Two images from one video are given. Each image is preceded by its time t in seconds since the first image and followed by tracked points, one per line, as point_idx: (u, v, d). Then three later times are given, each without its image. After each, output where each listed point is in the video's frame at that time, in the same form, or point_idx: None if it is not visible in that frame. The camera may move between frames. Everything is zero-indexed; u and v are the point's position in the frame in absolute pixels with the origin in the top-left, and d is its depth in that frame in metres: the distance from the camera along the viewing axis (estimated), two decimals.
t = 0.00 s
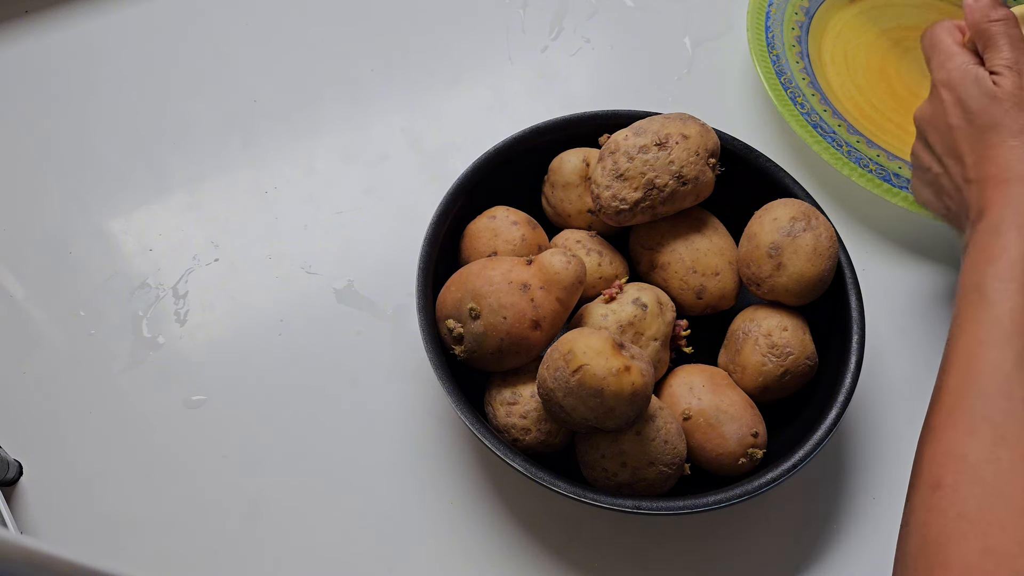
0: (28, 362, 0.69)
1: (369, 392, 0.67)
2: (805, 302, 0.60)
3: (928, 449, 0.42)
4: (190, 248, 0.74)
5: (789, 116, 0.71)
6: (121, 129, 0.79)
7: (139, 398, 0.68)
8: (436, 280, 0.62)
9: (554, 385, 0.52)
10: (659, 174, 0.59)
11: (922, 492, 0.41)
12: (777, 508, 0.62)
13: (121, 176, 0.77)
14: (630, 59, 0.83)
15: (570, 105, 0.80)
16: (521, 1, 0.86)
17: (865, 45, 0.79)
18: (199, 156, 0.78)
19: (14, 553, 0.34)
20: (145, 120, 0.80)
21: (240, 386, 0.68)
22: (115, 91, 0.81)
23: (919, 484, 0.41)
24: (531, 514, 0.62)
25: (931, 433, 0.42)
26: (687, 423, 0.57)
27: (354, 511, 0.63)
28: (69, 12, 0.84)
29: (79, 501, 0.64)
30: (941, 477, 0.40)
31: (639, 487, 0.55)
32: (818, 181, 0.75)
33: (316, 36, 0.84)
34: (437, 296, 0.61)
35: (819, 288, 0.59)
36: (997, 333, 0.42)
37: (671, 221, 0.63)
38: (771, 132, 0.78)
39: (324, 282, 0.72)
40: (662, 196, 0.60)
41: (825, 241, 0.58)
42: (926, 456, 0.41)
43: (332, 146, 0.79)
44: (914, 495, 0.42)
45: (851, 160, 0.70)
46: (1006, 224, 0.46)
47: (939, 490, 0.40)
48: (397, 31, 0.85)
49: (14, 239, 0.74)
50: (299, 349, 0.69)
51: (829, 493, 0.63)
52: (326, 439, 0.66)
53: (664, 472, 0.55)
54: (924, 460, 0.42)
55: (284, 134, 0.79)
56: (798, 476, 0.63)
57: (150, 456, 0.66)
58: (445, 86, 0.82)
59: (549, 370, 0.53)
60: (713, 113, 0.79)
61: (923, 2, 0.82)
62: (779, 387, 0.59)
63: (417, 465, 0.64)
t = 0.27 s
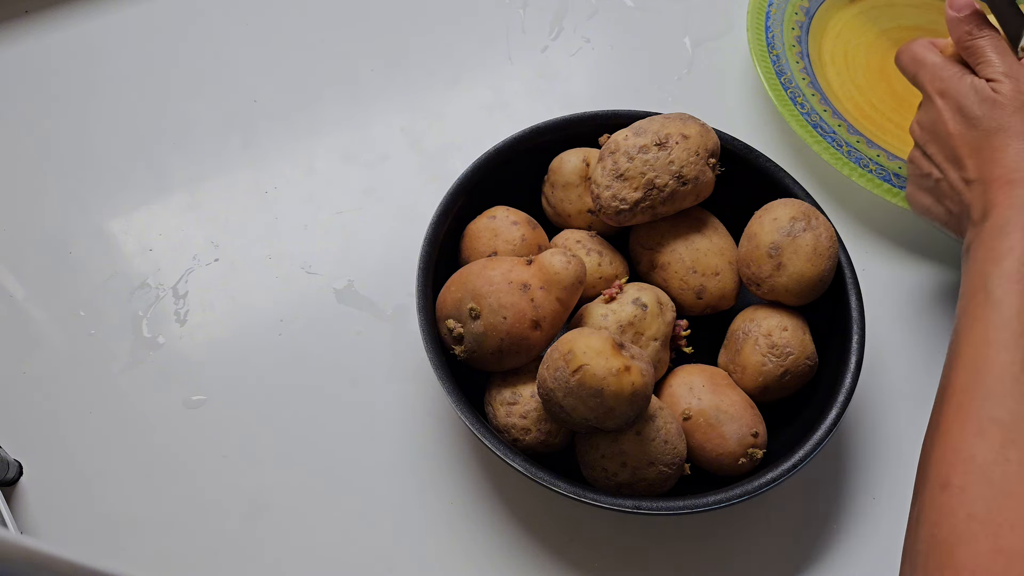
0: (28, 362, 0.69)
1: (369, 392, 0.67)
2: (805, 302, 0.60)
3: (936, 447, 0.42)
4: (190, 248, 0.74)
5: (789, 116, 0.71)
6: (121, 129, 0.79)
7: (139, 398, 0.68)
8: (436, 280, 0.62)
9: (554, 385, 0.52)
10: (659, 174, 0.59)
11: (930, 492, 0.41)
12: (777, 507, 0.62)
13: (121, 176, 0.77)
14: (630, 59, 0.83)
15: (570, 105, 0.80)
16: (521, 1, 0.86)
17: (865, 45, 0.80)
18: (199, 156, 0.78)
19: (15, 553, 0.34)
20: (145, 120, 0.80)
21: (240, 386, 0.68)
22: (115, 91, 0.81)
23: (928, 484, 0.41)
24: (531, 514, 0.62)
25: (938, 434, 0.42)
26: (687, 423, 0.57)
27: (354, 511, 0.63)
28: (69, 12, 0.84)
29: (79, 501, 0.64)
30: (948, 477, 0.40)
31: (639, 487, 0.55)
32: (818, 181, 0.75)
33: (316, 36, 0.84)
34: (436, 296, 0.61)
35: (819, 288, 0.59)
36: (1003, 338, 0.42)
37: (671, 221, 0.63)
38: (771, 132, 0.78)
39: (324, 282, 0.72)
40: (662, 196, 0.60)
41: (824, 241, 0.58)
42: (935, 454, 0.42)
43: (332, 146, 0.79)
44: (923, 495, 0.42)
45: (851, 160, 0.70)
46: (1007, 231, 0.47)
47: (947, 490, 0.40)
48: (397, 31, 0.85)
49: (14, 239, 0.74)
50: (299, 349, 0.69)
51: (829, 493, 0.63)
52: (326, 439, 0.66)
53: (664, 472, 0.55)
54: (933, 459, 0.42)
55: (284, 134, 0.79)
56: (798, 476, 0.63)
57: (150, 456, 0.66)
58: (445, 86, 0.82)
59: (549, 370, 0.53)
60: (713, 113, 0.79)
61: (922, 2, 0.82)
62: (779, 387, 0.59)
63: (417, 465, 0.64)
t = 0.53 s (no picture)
0: (28, 362, 0.69)
1: (369, 392, 0.67)
2: (805, 302, 0.60)
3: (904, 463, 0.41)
4: (190, 248, 0.74)
5: (789, 116, 0.71)
6: (121, 129, 0.79)
7: (139, 398, 0.68)
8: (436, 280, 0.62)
9: (554, 385, 0.52)
10: (659, 174, 0.59)
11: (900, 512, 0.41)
12: (777, 507, 0.62)
13: (121, 176, 0.77)
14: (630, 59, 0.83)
15: (570, 105, 0.80)
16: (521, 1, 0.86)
17: (865, 45, 0.80)
18: (199, 156, 0.78)
19: (15, 552, 0.34)
20: (145, 120, 0.80)
21: (240, 386, 0.68)
22: (115, 91, 0.81)
23: (898, 502, 0.41)
24: (531, 514, 0.62)
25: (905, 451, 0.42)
26: (687, 423, 0.57)
27: (354, 511, 0.63)
28: (69, 12, 0.84)
29: (79, 501, 0.64)
30: (915, 497, 0.40)
31: (639, 487, 0.55)
32: (818, 182, 0.75)
33: (316, 36, 0.84)
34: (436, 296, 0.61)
35: (819, 288, 0.59)
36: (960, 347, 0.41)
37: (671, 221, 0.63)
38: (771, 132, 0.78)
39: (324, 282, 0.72)
40: (662, 196, 0.60)
41: (824, 241, 0.58)
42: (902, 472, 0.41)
43: (331, 146, 0.79)
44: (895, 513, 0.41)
45: (851, 161, 0.70)
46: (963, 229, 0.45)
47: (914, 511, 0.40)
48: (397, 31, 0.85)
49: (14, 239, 0.74)
50: (299, 349, 0.69)
51: (830, 493, 0.63)
52: (326, 439, 0.66)
53: (664, 472, 0.55)
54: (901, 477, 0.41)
55: (284, 134, 0.79)
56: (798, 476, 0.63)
57: (150, 456, 0.66)
58: (445, 86, 0.82)
59: (549, 370, 0.53)
60: (713, 113, 0.79)
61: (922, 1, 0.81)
62: (779, 387, 0.59)
63: (416, 465, 0.64)
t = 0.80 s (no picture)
0: (28, 362, 0.69)
1: (369, 392, 0.67)
2: (805, 302, 0.60)
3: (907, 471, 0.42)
4: (190, 248, 0.74)
5: (789, 116, 0.71)
6: (121, 129, 0.79)
7: (139, 398, 0.68)
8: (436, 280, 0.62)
9: (554, 385, 0.52)
10: (659, 174, 0.59)
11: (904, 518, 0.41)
12: (777, 507, 0.62)
13: (121, 176, 0.77)
14: (630, 60, 0.83)
15: (570, 105, 0.80)
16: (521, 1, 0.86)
17: (865, 45, 0.80)
18: (199, 156, 0.78)
19: (15, 552, 0.34)
20: (145, 120, 0.80)
21: (240, 386, 0.68)
22: (115, 90, 0.81)
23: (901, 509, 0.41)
24: (531, 514, 0.62)
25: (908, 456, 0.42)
26: (687, 423, 0.57)
27: (354, 511, 0.63)
28: (69, 12, 0.84)
29: (79, 501, 0.64)
30: (917, 503, 0.40)
31: (639, 487, 0.55)
32: (818, 181, 0.75)
33: (316, 36, 0.84)
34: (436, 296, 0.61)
35: (819, 288, 0.59)
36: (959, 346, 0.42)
37: (671, 221, 0.63)
38: (771, 132, 0.78)
39: (324, 282, 0.72)
40: (661, 196, 0.60)
41: (824, 241, 0.58)
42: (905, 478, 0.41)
43: (332, 146, 0.79)
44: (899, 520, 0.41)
45: (851, 161, 0.70)
46: (968, 228, 0.46)
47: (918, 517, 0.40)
48: (397, 31, 0.85)
49: (14, 239, 0.74)
50: (299, 349, 0.69)
51: (829, 493, 0.63)
52: (326, 439, 0.66)
53: (664, 472, 0.55)
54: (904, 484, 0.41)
55: (284, 134, 0.79)
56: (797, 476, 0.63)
57: (150, 456, 0.66)
58: (445, 86, 0.81)
59: (549, 370, 0.53)
60: (713, 113, 0.79)
61: (922, 1, 0.82)
62: (779, 387, 0.59)
63: (416, 465, 0.64)
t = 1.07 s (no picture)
0: (28, 362, 0.69)
1: (370, 392, 0.67)
2: (805, 302, 0.60)
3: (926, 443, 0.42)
4: (190, 248, 0.74)
5: (789, 116, 0.71)
6: (121, 129, 0.79)
7: (139, 398, 0.68)
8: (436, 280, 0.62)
9: (554, 385, 0.52)
10: (659, 174, 0.59)
11: (922, 489, 0.41)
12: (777, 508, 0.62)
13: (121, 176, 0.77)
14: (630, 60, 0.83)
15: (570, 105, 0.80)
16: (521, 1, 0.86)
17: (865, 45, 0.80)
18: (200, 156, 0.78)
19: (16, 552, 0.34)
20: (145, 120, 0.80)
21: (240, 386, 0.68)
22: (115, 90, 0.81)
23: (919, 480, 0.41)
24: (531, 514, 0.62)
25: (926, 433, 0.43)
26: (687, 423, 0.57)
27: (354, 511, 0.63)
28: (69, 12, 0.84)
29: (79, 501, 0.64)
30: (940, 472, 0.40)
31: (639, 487, 0.55)
32: (818, 181, 0.75)
33: (317, 36, 0.84)
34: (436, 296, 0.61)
35: (819, 288, 0.59)
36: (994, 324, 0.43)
37: (671, 221, 0.63)
38: (771, 132, 0.78)
39: (324, 282, 0.72)
40: (662, 196, 0.60)
41: (824, 241, 0.58)
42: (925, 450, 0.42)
43: (332, 146, 0.79)
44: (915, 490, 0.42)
45: (851, 160, 0.70)
46: (998, 210, 0.47)
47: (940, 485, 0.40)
48: (397, 31, 0.85)
49: (14, 239, 0.74)
50: (299, 349, 0.69)
51: (829, 493, 0.63)
52: (326, 439, 0.66)
53: (664, 472, 0.55)
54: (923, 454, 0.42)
55: (284, 134, 0.79)
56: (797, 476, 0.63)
57: (150, 456, 0.66)
58: (445, 86, 0.81)
59: (549, 370, 0.53)
60: (713, 113, 0.79)
61: (922, 2, 0.82)
62: (779, 387, 0.59)
63: (417, 465, 0.64)
